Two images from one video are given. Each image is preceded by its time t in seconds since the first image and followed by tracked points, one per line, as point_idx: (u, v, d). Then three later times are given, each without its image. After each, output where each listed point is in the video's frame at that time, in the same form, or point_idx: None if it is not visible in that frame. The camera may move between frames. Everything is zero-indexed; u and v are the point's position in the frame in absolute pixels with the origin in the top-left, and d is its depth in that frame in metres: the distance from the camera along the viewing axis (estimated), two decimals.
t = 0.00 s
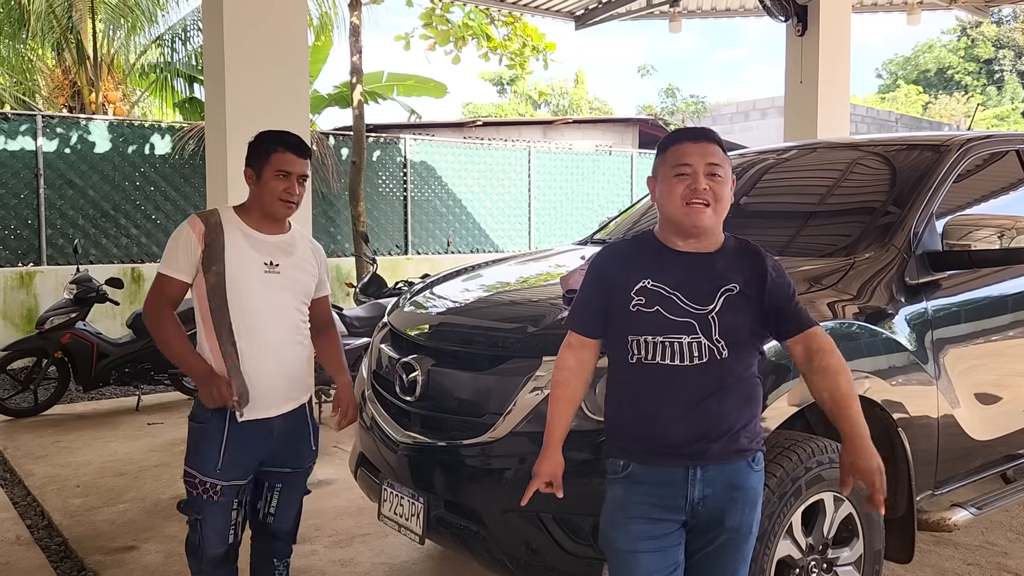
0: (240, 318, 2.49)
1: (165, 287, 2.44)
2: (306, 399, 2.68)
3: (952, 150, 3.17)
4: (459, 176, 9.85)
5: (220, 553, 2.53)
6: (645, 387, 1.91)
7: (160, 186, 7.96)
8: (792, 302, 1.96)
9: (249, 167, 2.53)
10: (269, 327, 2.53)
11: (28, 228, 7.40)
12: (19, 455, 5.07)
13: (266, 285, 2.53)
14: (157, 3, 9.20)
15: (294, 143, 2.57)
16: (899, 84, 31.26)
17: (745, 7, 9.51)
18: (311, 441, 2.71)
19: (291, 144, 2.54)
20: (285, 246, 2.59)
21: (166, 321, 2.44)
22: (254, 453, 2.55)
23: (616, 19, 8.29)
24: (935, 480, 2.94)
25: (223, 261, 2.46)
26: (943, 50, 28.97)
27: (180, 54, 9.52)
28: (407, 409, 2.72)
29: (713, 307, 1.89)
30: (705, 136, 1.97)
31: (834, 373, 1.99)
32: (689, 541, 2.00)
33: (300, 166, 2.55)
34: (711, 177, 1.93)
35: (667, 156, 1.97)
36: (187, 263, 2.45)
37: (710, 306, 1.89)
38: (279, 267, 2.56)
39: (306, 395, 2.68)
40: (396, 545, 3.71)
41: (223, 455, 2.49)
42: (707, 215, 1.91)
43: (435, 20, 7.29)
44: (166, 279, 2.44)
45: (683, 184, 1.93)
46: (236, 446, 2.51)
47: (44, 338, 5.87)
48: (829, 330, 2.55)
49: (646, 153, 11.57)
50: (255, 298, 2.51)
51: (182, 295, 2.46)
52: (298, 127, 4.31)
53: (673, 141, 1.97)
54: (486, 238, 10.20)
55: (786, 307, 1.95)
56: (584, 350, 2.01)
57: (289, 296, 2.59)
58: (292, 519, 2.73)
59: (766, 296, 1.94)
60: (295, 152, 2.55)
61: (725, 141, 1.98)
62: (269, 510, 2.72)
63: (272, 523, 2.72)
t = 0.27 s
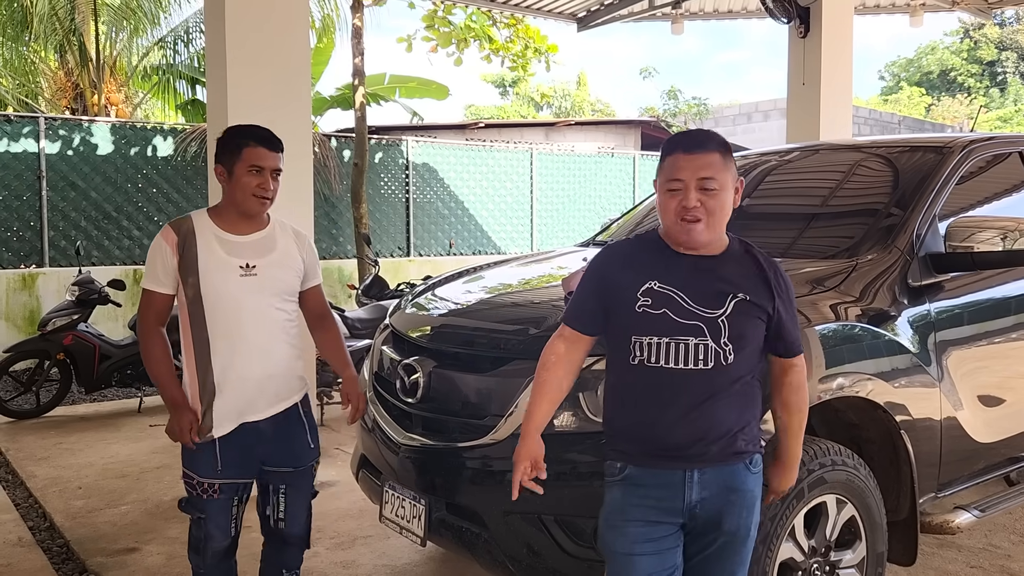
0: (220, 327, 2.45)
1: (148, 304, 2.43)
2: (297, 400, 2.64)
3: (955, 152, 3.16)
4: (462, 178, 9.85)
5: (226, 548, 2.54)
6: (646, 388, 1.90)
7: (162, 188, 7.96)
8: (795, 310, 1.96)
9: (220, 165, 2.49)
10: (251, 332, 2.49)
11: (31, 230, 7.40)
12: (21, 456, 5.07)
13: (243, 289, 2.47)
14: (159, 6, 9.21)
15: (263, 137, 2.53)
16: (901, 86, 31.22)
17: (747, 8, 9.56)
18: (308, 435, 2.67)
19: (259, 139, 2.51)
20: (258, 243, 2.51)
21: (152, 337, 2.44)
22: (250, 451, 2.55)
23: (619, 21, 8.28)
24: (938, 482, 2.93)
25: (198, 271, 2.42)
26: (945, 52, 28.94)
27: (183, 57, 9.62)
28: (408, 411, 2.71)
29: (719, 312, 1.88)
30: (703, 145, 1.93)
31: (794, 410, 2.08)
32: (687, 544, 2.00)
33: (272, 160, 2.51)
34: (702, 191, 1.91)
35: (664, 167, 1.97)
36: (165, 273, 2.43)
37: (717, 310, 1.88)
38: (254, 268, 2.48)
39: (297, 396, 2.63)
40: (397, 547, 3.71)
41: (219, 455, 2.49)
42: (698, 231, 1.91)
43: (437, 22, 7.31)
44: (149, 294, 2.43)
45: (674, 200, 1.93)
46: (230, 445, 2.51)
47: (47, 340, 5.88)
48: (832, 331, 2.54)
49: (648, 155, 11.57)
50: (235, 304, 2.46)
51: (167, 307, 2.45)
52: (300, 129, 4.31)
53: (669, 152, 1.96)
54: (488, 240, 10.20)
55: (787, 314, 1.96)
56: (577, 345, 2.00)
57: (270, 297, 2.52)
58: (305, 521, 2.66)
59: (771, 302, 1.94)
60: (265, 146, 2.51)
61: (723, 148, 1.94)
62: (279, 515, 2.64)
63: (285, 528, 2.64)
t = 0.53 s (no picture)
0: (213, 335, 2.45)
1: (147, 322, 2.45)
2: (296, 400, 2.60)
3: (957, 153, 3.16)
4: (464, 179, 9.85)
5: (226, 547, 2.53)
6: (649, 389, 1.90)
7: (164, 190, 7.97)
8: (793, 307, 1.98)
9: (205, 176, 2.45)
10: (245, 337, 2.48)
11: (33, 231, 7.42)
12: (23, 458, 5.08)
13: (234, 297, 2.46)
14: (162, 8, 9.21)
15: (245, 143, 2.48)
16: (903, 88, 31.21)
17: (750, 10, 9.59)
18: (303, 430, 2.60)
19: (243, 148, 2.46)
20: (247, 250, 2.49)
21: (151, 350, 2.45)
22: (245, 451, 2.51)
23: (621, 22, 8.28)
24: (941, 484, 2.93)
25: (189, 283, 2.43)
26: (947, 53, 28.93)
27: (185, 58, 9.69)
28: (410, 413, 2.72)
29: (719, 310, 1.89)
30: (690, 183, 1.83)
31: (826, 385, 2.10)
32: (692, 546, 2.00)
33: (257, 168, 2.47)
34: (682, 230, 1.85)
35: (649, 191, 1.89)
36: (160, 286, 2.45)
37: (717, 309, 1.89)
38: (246, 275, 2.47)
39: (295, 395, 2.60)
40: (399, 549, 3.71)
41: (214, 457, 2.48)
42: (676, 265, 1.89)
43: (439, 24, 7.35)
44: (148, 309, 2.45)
45: (653, 234, 1.88)
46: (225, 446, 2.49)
47: (49, 341, 5.88)
48: (834, 333, 2.54)
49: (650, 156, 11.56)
50: (226, 311, 2.46)
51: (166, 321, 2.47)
52: (302, 130, 4.31)
53: (655, 177, 1.87)
54: (490, 242, 10.20)
55: (786, 310, 1.97)
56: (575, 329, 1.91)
57: (261, 302, 2.50)
58: (321, 517, 2.62)
59: (770, 300, 1.95)
60: (248, 155, 2.46)
61: (709, 185, 1.84)
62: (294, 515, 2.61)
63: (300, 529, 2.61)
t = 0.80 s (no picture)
0: (226, 337, 2.44)
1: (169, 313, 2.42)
2: (308, 410, 2.54)
3: (958, 155, 3.16)
4: (465, 180, 9.85)
5: (229, 549, 2.53)
6: (650, 389, 1.90)
7: (166, 191, 7.98)
8: (794, 307, 1.97)
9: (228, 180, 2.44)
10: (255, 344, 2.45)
11: (35, 232, 7.44)
12: (25, 459, 5.08)
13: (249, 302, 2.44)
14: (163, 9, 9.22)
15: (268, 146, 2.45)
16: (905, 89, 31.19)
17: (751, 11, 9.64)
18: (314, 446, 2.55)
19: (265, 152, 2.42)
20: (267, 255, 2.46)
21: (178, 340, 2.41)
22: (253, 458, 2.49)
23: (622, 23, 8.29)
24: (942, 485, 2.92)
25: (208, 283, 2.42)
26: (949, 54, 28.92)
27: (188, 60, 9.68)
28: (411, 414, 2.72)
29: (719, 310, 1.89)
30: (701, 183, 1.82)
31: (827, 388, 2.08)
32: (692, 547, 1.99)
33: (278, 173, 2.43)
34: (688, 232, 1.85)
35: (659, 188, 1.89)
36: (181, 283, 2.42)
37: (717, 308, 1.89)
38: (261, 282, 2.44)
39: (308, 405, 2.54)
40: (400, 550, 3.71)
41: (221, 458, 2.47)
42: (679, 263, 1.89)
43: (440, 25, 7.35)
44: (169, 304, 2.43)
45: (660, 229, 1.88)
46: (232, 450, 2.47)
47: (51, 343, 5.89)
48: (836, 334, 2.54)
49: (652, 157, 11.56)
50: (240, 316, 2.43)
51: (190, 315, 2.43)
52: (303, 131, 4.31)
53: (666, 175, 1.87)
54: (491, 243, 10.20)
55: (787, 310, 1.97)
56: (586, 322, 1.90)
57: (276, 309, 2.46)
58: (321, 532, 2.59)
59: (772, 298, 1.94)
60: (270, 158, 2.43)
61: (718, 189, 1.83)
62: (298, 526, 2.60)
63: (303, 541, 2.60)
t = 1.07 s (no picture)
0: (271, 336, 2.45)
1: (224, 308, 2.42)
2: (342, 414, 2.54)
3: (959, 155, 3.16)
4: (466, 182, 9.85)
5: (256, 552, 2.53)
6: (652, 394, 1.90)
7: (168, 192, 7.99)
8: (794, 309, 1.97)
9: (278, 177, 2.45)
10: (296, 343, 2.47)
11: (36, 233, 7.44)
12: (26, 460, 5.08)
13: (294, 301, 2.45)
14: (165, 10, 9.23)
15: (319, 146, 2.46)
16: (906, 90, 31.16)
17: (752, 12, 9.65)
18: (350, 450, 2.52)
19: (317, 150, 2.44)
20: (314, 256, 2.47)
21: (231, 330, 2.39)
22: (291, 459, 2.49)
23: (623, 24, 8.29)
24: (944, 486, 2.92)
25: (259, 280, 2.44)
26: (950, 55, 28.90)
27: (189, 61, 9.68)
28: (413, 415, 2.71)
29: (720, 312, 1.89)
30: (700, 180, 1.82)
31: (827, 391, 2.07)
32: (695, 547, 1.99)
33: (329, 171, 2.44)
34: (689, 229, 1.84)
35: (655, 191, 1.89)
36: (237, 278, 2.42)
37: (719, 311, 1.89)
38: (309, 283, 2.46)
39: (343, 408, 2.54)
40: (401, 551, 3.70)
41: (261, 459, 2.48)
42: (681, 262, 1.88)
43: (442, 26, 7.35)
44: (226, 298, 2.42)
45: (660, 228, 1.87)
46: (270, 451, 2.48)
47: (52, 344, 5.89)
48: (837, 335, 2.54)
49: (652, 159, 11.56)
50: (289, 316, 2.45)
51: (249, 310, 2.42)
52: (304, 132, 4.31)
53: (662, 177, 1.87)
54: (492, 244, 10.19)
55: (786, 311, 1.97)
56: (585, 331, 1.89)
57: (318, 312, 2.47)
58: (348, 536, 2.55)
59: (772, 299, 1.94)
60: (320, 157, 2.44)
61: (720, 186, 1.85)
62: (327, 528, 2.58)
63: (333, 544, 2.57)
